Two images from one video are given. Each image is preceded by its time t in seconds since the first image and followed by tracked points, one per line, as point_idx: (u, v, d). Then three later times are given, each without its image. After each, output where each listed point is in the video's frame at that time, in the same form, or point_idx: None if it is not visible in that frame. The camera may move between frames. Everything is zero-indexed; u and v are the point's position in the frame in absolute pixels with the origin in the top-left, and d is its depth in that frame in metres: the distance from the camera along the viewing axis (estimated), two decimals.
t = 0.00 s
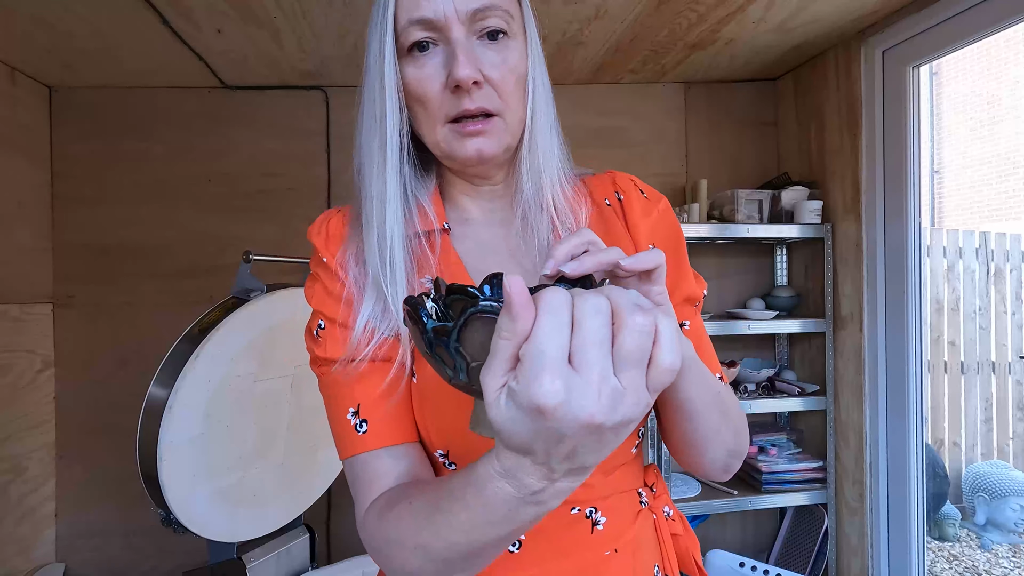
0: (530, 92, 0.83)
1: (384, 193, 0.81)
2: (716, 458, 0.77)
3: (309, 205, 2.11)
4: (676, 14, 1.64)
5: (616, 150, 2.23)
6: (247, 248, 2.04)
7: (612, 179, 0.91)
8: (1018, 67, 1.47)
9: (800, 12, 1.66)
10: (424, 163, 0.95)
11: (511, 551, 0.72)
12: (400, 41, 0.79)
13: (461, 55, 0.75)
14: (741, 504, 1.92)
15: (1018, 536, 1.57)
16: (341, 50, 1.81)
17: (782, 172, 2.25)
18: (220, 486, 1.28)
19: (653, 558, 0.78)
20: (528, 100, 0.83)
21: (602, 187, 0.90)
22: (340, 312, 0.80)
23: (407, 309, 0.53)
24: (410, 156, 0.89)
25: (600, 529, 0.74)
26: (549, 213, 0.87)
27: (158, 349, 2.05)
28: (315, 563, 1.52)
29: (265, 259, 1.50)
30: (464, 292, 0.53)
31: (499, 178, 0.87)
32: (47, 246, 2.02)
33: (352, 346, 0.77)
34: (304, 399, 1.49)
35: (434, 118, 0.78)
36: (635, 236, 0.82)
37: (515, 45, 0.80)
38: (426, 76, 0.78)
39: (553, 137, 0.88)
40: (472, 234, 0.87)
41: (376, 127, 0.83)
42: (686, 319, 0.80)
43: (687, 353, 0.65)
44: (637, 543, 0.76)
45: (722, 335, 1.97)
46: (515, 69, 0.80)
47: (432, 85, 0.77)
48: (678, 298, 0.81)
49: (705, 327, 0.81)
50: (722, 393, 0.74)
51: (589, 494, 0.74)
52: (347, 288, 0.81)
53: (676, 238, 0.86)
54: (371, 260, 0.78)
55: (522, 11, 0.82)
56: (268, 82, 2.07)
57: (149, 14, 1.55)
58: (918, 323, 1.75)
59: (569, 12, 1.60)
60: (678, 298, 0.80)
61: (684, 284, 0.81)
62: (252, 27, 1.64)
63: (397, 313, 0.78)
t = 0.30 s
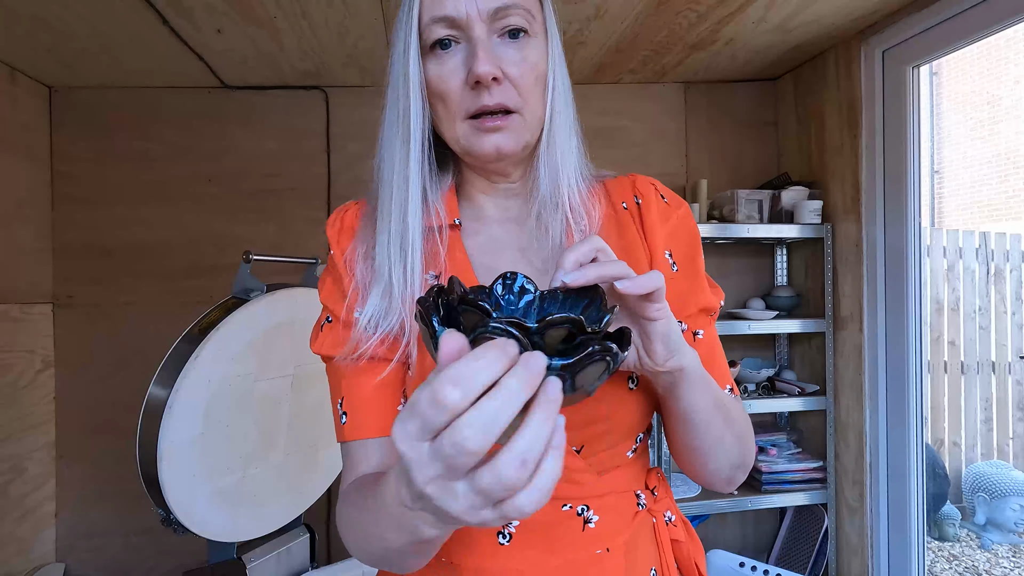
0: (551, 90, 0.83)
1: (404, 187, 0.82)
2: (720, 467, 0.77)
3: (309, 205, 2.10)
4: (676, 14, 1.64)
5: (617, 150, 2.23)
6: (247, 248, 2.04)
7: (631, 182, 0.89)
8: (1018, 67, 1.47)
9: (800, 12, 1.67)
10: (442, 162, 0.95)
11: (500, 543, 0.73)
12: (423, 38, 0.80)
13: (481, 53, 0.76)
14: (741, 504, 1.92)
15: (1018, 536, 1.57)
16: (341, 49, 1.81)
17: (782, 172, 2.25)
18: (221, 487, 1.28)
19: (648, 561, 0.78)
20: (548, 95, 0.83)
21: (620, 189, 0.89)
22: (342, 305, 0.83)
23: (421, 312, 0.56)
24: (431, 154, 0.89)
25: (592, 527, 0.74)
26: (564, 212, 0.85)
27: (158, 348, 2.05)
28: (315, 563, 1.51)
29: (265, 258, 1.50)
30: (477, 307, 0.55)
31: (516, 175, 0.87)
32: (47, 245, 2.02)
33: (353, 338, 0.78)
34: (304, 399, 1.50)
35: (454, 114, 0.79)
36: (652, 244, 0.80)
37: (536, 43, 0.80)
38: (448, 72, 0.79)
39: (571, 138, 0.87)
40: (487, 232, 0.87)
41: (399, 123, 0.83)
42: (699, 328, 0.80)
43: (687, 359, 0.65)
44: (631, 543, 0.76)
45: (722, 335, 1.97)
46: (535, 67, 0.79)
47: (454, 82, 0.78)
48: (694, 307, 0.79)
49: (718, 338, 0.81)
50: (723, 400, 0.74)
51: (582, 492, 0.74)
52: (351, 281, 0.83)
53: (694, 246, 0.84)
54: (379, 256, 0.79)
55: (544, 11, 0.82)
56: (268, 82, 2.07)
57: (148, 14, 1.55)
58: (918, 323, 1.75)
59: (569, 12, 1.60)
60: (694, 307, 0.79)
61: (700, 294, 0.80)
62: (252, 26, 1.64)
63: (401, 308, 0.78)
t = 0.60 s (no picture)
0: (560, 89, 0.82)
1: (411, 185, 0.84)
2: (725, 471, 0.78)
3: (309, 205, 2.10)
4: (676, 14, 1.64)
5: (617, 150, 2.23)
6: (247, 248, 2.04)
7: (638, 184, 0.89)
8: (1018, 67, 1.47)
9: (800, 12, 1.67)
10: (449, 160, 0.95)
11: (495, 544, 0.73)
12: (433, 36, 0.80)
13: (490, 52, 0.76)
14: (741, 504, 1.92)
15: (1018, 535, 1.57)
16: (341, 49, 1.81)
17: (782, 172, 2.25)
18: (220, 487, 1.28)
19: (646, 563, 0.77)
20: (558, 94, 0.82)
21: (627, 191, 0.88)
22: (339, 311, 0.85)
23: (443, 304, 0.54)
24: (439, 153, 0.90)
25: (588, 528, 0.74)
26: (569, 212, 0.85)
27: (158, 348, 2.05)
28: (315, 563, 1.51)
29: (265, 258, 1.50)
30: (503, 291, 0.52)
31: (521, 174, 0.87)
32: (47, 245, 2.02)
33: (353, 338, 0.81)
34: (303, 399, 1.49)
35: (462, 112, 0.79)
36: (656, 245, 0.80)
37: (547, 42, 0.80)
38: (457, 71, 0.79)
39: (581, 138, 0.87)
40: (491, 231, 0.87)
41: (407, 122, 0.84)
42: (705, 333, 0.79)
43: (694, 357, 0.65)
44: (628, 544, 0.76)
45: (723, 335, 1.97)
46: (545, 66, 0.79)
47: (462, 80, 0.78)
48: (698, 313, 0.78)
49: (724, 344, 0.80)
50: (731, 403, 0.74)
51: (578, 493, 0.74)
52: (350, 283, 0.86)
53: (699, 250, 0.83)
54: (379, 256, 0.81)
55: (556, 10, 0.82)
56: (268, 82, 2.07)
57: (148, 14, 1.55)
58: (918, 323, 1.75)
59: (569, 12, 1.60)
60: (700, 313, 0.78)
61: (703, 300, 0.78)
62: (252, 26, 1.64)
63: (398, 305, 0.80)
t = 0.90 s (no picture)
0: (558, 93, 0.82)
1: (411, 188, 0.84)
2: (712, 472, 0.78)
3: (309, 205, 2.10)
4: (676, 14, 1.64)
5: (617, 151, 2.23)
6: (247, 248, 2.04)
7: (634, 184, 0.88)
8: (1019, 67, 1.47)
9: (800, 12, 1.67)
10: (446, 161, 0.96)
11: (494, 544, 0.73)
12: (431, 38, 0.79)
13: (488, 55, 0.75)
14: (741, 504, 1.92)
15: (1018, 535, 1.57)
16: (341, 50, 1.81)
17: (782, 172, 2.25)
18: (221, 486, 1.28)
19: (645, 564, 0.78)
20: (555, 97, 0.82)
21: (623, 190, 0.88)
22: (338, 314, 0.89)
23: (432, 302, 0.53)
24: (436, 155, 0.90)
25: (587, 529, 0.74)
26: (565, 214, 0.84)
27: (158, 348, 2.05)
28: (315, 563, 1.51)
29: (265, 258, 1.50)
30: (491, 289, 0.50)
31: (519, 178, 0.87)
32: (47, 246, 2.02)
33: (350, 340, 0.83)
34: (304, 398, 1.49)
35: (460, 114, 0.78)
36: (653, 245, 0.80)
37: (545, 47, 0.79)
38: (455, 72, 0.78)
39: (578, 141, 0.87)
40: (487, 231, 0.88)
41: (406, 124, 0.84)
42: (700, 333, 0.79)
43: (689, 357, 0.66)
44: (627, 545, 0.76)
45: (722, 335, 1.97)
46: (543, 69, 0.79)
47: (460, 82, 0.77)
48: (697, 312, 0.79)
49: (717, 344, 0.81)
50: (723, 405, 0.73)
51: (576, 494, 0.74)
52: (347, 288, 0.88)
53: (694, 250, 0.83)
54: (375, 261, 0.82)
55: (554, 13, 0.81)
56: (268, 83, 2.07)
57: (148, 14, 1.55)
58: (918, 323, 1.75)
59: (569, 12, 1.60)
60: (694, 314, 0.78)
61: (701, 300, 0.79)
62: (252, 26, 1.64)
63: (395, 308, 0.81)
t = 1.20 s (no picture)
0: (550, 101, 0.81)
1: (405, 193, 0.85)
2: (708, 473, 0.77)
3: (308, 205, 2.10)
4: (676, 14, 1.64)
5: (617, 151, 2.23)
6: (247, 248, 2.04)
7: (630, 183, 0.88)
8: (1018, 67, 1.47)
9: (800, 12, 1.67)
10: (443, 163, 0.96)
11: (490, 545, 0.73)
12: (423, 45, 0.79)
13: (478, 65, 0.74)
14: (741, 504, 1.92)
15: (1018, 536, 1.57)
16: (341, 50, 1.81)
17: (782, 172, 2.25)
18: (221, 486, 1.29)
19: (645, 566, 0.77)
20: (547, 105, 0.81)
21: (618, 189, 0.87)
22: (337, 317, 0.89)
23: (412, 314, 0.54)
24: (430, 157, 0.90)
25: (585, 531, 0.74)
26: (559, 216, 0.84)
27: (158, 348, 2.05)
28: (315, 563, 1.51)
29: (265, 258, 1.50)
30: (469, 304, 0.55)
31: (513, 182, 0.87)
32: (48, 246, 2.03)
33: (349, 339, 0.83)
34: (304, 398, 1.49)
35: (450, 121, 0.78)
36: (648, 244, 0.80)
37: (537, 55, 0.78)
38: (446, 80, 0.78)
39: (572, 144, 0.86)
40: (482, 234, 0.88)
41: (400, 130, 0.85)
42: (697, 332, 0.78)
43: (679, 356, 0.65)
44: (626, 547, 0.76)
45: (722, 335, 1.98)
46: (534, 77, 0.78)
47: (450, 91, 0.77)
48: (692, 310, 0.78)
49: (715, 343, 0.80)
50: (715, 404, 0.73)
51: (574, 495, 0.74)
52: (347, 290, 0.89)
53: (692, 249, 0.83)
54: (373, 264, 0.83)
55: (546, 20, 0.80)
56: (268, 83, 2.07)
57: (148, 14, 1.55)
58: (917, 323, 1.75)
59: (569, 12, 1.60)
60: (691, 312, 0.77)
61: (697, 298, 0.78)
62: (251, 26, 1.64)
63: (391, 312, 0.81)
